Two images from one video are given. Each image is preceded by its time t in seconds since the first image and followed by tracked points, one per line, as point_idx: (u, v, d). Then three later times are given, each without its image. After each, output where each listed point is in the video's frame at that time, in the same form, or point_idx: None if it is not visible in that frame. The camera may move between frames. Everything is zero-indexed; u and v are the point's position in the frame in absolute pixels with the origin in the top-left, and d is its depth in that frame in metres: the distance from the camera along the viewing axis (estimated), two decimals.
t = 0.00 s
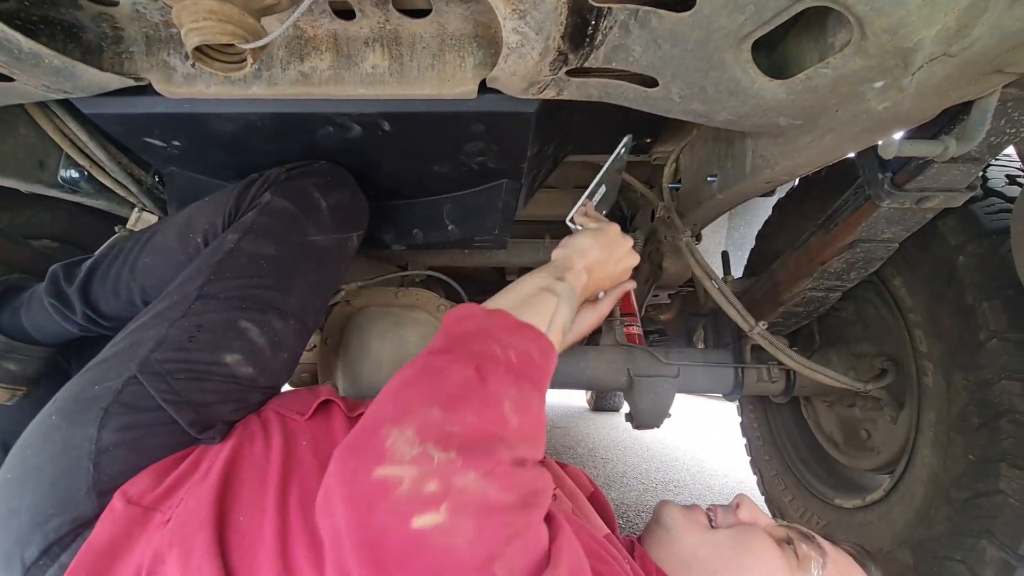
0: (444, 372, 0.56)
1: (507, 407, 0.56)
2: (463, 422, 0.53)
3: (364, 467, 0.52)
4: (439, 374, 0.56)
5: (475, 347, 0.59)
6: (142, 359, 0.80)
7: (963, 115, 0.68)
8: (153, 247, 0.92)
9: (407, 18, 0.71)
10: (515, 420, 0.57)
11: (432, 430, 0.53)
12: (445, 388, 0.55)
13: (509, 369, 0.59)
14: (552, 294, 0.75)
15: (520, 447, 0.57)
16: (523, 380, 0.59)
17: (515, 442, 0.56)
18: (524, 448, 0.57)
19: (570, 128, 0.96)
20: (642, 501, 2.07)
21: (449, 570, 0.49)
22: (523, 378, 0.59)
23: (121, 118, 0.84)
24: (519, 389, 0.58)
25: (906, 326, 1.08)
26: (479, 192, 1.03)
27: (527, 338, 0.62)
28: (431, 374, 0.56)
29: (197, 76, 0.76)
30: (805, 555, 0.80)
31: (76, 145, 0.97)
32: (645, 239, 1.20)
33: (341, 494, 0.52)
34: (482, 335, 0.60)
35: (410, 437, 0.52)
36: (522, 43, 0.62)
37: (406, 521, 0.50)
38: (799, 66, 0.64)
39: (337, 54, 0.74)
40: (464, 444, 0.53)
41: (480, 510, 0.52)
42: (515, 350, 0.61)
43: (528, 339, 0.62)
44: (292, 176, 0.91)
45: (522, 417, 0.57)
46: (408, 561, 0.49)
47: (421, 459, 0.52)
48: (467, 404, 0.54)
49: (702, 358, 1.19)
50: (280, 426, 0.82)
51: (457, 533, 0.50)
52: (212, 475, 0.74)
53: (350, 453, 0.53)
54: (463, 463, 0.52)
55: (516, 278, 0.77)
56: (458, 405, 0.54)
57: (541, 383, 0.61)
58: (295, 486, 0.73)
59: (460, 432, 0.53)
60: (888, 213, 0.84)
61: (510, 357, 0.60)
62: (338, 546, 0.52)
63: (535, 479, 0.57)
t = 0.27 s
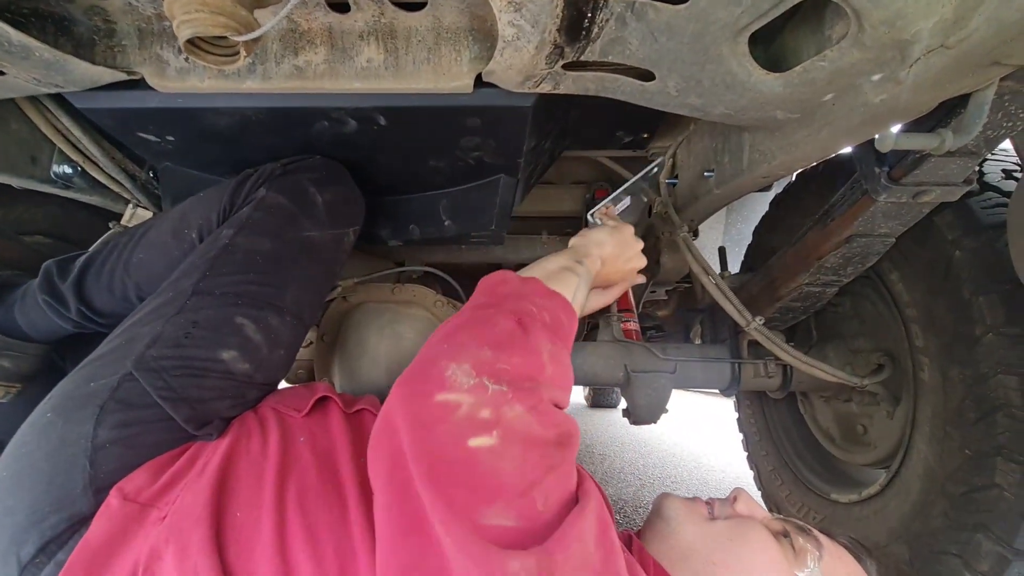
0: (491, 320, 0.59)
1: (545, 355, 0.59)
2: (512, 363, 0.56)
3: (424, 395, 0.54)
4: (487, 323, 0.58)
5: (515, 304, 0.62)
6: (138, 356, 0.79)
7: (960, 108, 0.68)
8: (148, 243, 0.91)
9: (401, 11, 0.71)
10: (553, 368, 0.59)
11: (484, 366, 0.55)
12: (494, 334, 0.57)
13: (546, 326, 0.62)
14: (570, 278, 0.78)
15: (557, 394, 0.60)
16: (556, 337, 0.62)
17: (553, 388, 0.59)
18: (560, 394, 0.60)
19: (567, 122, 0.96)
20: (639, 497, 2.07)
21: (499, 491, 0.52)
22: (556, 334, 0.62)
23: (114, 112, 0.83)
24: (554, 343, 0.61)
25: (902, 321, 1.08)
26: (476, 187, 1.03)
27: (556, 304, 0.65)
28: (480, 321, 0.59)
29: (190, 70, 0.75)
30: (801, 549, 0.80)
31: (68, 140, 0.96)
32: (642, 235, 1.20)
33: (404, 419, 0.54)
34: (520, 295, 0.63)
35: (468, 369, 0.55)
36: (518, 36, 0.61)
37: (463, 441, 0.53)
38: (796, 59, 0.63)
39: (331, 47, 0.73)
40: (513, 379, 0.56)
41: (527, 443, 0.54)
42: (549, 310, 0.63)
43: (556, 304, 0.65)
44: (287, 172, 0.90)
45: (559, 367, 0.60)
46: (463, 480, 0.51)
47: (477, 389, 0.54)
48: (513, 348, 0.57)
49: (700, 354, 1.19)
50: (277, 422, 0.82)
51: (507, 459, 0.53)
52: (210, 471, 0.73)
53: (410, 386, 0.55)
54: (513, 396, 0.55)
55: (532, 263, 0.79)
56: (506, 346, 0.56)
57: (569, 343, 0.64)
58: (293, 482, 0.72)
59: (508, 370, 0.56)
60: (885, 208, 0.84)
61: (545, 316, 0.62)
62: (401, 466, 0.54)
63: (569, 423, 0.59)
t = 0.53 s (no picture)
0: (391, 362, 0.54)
1: (450, 393, 0.53)
2: (404, 409, 0.51)
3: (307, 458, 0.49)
4: (387, 366, 0.53)
5: (427, 341, 0.56)
6: (132, 355, 0.79)
7: (957, 102, 0.68)
8: (143, 242, 0.91)
9: (396, 6, 0.71)
10: (460, 408, 0.53)
11: (377, 417, 0.50)
12: (389, 378, 0.52)
13: (459, 361, 0.56)
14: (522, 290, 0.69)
15: (471, 436, 0.54)
16: (471, 372, 0.56)
17: (462, 433, 0.53)
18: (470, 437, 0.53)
19: (563, 119, 0.96)
20: (637, 495, 2.07)
21: (394, 550, 0.47)
22: (473, 370, 0.56)
23: (107, 109, 0.83)
24: (469, 380, 0.55)
25: (898, 318, 1.08)
26: (472, 184, 1.02)
27: (480, 335, 0.59)
28: (381, 372, 0.53)
29: (183, 66, 0.75)
30: (802, 555, 0.78)
31: (61, 137, 0.95)
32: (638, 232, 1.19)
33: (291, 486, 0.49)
34: (435, 332, 0.57)
35: (356, 423, 0.50)
36: (513, 31, 0.61)
37: (344, 503, 0.47)
38: (791, 53, 0.63)
39: (325, 43, 0.73)
40: (408, 428, 0.50)
41: (423, 496, 0.49)
42: (470, 345, 0.58)
43: (479, 335, 0.59)
44: (281, 168, 0.90)
45: (472, 409, 0.54)
46: (354, 543, 0.46)
47: (362, 446, 0.49)
48: (408, 391, 0.52)
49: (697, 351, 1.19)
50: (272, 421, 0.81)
51: (401, 516, 0.48)
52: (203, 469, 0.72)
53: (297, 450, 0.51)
54: (404, 446, 0.49)
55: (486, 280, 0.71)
56: (402, 391, 0.51)
57: (494, 375, 0.58)
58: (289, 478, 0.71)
59: (401, 417, 0.50)
60: (881, 204, 0.84)
61: (462, 352, 0.56)
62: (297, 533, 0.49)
63: (480, 468, 0.54)
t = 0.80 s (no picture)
0: (283, 483, 0.60)
1: (330, 511, 0.57)
2: (275, 531, 0.56)
3: None
4: (282, 487, 0.59)
5: (326, 456, 0.62)
6: (131, 355, 0.79)
7: (955, 103, 0.68)
8: (142, 242, 0.91)
9: (396, 6, 0.71)
10: (344, 526, 0.57)
11: (244, 540, 0.56)
12: (278, 501, 0.58)
13: (350, 476, 0.60)
14: (460, 390, 0.74)
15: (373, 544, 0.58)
16: (367, 485, 0.60)
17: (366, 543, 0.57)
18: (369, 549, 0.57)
19: (562, 119, 0.96)
20: (636, 493, 2.08)
21: None
22: (365, 482, 0.60)
23: (105, 109, 0.82)
24: (354, 491, 0.59)
25: (896, 317, 1.08)
26: (471, 184, 1.02)
27: (387, 440, 0.64)
28: (276, 490, 0.59)
29: (182, 66, 0.75)
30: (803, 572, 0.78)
31: (59, 136, 0.95)
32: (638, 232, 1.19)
33: None
34: (343, 445, 0.63)
35: (224, 548, 0.56)
36: (512, 31, 0.61)
37: None
38: (790, 54, 0.64)
39: (324, 43, 0.73)
40: (271, 550, 0.56)
41: None
42: (370, 454, 0.62)
43: (386, 442, 0.64)
44: (281, 169, 0.90)
45: (352, 524, 0.57)
46: None
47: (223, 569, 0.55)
48: (291, 514, 0.57)
49: (695, 351, 1.19)
50: (271, 421, 0.82)
51: None
52: (203, 469, 0.73)
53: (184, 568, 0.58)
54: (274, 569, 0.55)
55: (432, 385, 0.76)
56: (276, 511, 0.57)
57: (399, 485, 0.62)
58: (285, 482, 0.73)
59: (270, 540, 0.56)
60: (879, 204, 0.84)
61: (358, 463, 0.61)
62: None
63: None
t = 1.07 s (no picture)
0: (295, 485, 0.61)
1: (342, 510, 0.58)
2: (288, 526, 0.58)
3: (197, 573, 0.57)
4: (295, 488, 0.60)
5: (338, 460, 0.63)
6: (135, 358, 0.79)
7: (952, 109, 0.68)
8: (143, 244, 0.91)
9: (397, 10, 0.71)
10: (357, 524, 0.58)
11: (257, 537, 0.57)
12: (290, 501, 0.59)
13: (361, 478, 0.62)
14: (469, 406, 0.77)
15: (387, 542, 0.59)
16: (378, 487, 0.62)
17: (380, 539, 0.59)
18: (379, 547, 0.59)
19: (563, 121, 0.96)
20: (636, 493, 2.08)
21: None
22: (376, 485, 0.62)
23: (108, 112, 0.83)
24: (365, 492, 0.60)
25: (894, 318, 1.09)
26: (472, 186, 1.03)
27: (398, 446, 0.66)
28: (287, 490, 0.61)
29: (184, 70, 0.75)
30: None
31: (61, 139, 0.95)
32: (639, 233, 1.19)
33: None
34: (354, 448, 0.65)
35: (237, 543, 0.57)
36: (514, 36, 0.62)
37: None
38: (790, 60, 0.64)
39: (326, 46, 0.73)
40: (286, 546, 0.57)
41: None
42: (381, 457, 0.64)
43: (396, 448, 0.65)
44: (282, 171, 0.90)
45: (363, 523, 0.59)
46: None
47: (236, 563, 0.56)
48: (305, 512, 0.58)
49: (695, 351, 1.20)
50: (274, 422, 0.82)
51: None
52: (208, 471, 0.74)
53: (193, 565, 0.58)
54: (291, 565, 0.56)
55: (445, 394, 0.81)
56: (288, 510, 0.59)
57: (408, 488, 0.63)
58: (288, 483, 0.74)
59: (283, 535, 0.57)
60: (878, 206, 0.84)
61: (370, 465, 0.63)
62: None
63: None
